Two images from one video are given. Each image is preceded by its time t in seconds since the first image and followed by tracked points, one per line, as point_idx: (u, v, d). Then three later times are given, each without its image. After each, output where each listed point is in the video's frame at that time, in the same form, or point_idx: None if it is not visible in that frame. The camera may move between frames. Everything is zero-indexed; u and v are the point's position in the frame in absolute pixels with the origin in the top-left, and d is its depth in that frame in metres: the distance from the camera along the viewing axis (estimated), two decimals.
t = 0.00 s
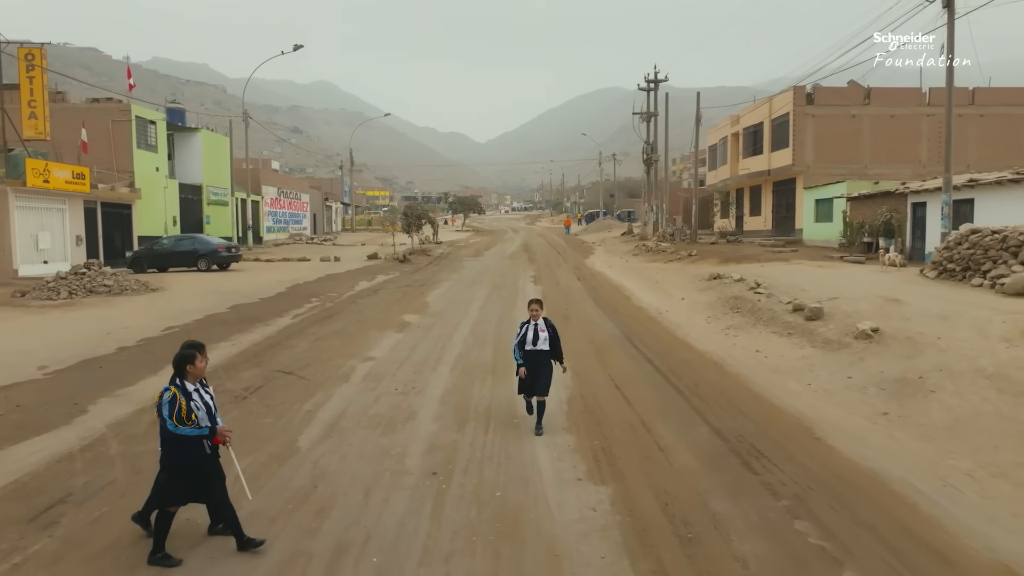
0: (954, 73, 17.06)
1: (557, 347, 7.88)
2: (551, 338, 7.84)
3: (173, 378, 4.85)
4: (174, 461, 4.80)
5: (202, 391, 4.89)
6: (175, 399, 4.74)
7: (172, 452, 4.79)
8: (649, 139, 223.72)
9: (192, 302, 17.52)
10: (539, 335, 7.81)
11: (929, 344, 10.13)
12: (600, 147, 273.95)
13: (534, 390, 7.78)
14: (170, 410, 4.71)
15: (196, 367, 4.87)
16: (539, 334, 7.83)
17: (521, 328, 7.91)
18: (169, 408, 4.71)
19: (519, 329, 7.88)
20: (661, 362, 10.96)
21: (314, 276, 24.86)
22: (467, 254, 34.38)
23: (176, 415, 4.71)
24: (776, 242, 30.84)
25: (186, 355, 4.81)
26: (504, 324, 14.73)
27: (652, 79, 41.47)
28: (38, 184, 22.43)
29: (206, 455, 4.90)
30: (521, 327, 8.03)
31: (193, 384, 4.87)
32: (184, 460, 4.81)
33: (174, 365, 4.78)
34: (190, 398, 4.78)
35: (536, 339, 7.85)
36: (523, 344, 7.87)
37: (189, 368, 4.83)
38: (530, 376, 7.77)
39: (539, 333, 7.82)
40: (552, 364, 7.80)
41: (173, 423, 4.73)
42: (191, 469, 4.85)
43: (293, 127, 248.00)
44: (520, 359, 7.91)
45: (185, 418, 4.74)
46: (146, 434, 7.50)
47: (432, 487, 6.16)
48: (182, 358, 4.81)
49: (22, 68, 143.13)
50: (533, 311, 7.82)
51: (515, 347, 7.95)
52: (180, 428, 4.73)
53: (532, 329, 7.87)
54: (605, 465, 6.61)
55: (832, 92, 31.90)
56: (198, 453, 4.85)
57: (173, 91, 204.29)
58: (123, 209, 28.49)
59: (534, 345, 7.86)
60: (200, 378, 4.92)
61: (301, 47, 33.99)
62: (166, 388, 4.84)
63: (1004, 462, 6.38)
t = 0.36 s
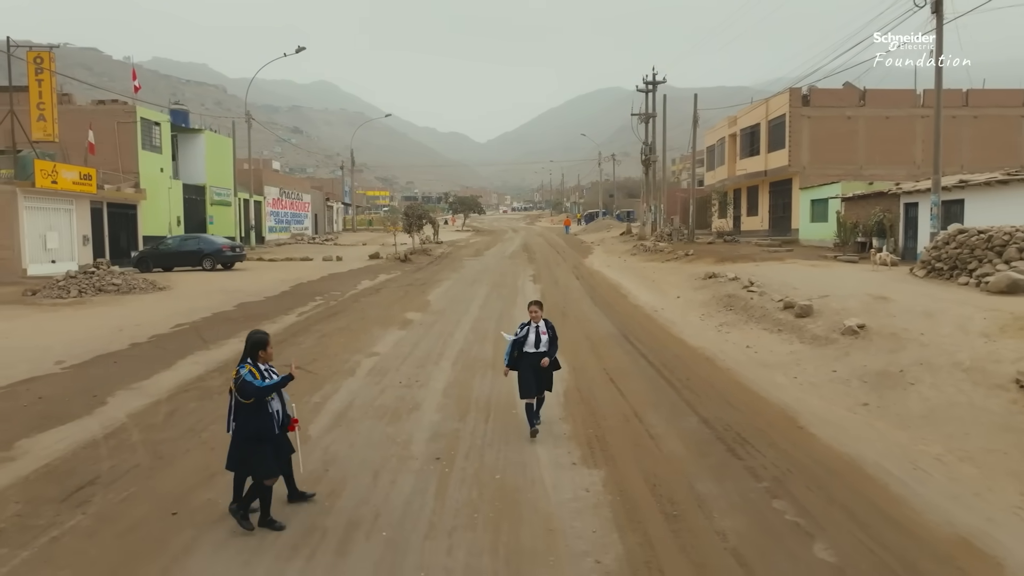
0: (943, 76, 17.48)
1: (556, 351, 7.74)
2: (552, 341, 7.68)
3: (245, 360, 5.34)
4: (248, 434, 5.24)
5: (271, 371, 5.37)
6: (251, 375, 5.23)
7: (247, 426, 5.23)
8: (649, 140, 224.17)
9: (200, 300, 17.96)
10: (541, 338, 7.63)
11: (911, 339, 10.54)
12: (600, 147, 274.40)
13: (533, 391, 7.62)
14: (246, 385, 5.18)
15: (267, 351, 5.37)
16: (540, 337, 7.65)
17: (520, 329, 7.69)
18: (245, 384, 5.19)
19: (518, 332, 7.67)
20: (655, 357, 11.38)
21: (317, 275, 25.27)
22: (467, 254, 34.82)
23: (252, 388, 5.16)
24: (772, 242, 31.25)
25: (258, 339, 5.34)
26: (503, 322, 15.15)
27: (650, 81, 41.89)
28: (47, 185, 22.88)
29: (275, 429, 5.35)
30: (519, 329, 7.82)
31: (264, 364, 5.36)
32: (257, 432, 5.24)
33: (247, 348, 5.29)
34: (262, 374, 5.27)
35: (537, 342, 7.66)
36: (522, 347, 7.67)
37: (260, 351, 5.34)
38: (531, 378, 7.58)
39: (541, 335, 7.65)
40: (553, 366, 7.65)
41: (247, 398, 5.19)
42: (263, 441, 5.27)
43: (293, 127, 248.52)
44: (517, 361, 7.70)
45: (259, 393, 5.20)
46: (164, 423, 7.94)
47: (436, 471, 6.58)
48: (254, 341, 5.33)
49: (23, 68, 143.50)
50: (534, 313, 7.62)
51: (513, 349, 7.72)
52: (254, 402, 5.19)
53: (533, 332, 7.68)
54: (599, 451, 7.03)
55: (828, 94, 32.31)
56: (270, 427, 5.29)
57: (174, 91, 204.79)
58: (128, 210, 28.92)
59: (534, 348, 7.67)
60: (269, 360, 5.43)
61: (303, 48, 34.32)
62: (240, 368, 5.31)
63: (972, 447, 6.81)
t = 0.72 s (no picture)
0: (932, 80, 17.91)
1: (556, 348, 7.85)
2: (551, 338, 7.79)
3: (294, 357, 5.69)
4: (304, 427, 5.62)
5: (319, 366, 5.74)
6: (303, 372, 5.59)
7: (302, 419, 5.62)
8: (649, 140, 224.62)
9: (206, 299, 18.38)
10: (541, 336, 7.71)
11: (895, 335, 10.96)
12: (600, 147, 274.82)
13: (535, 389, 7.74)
14: (301, 383, 5.54)
15: (313, 348, 5.73)
16: (540, 335, 7.73)
17: (520, 328, 7.76)
18: (299, 382, 5.54)
19: (518, 330, 7.74)
20: (649, 353, 11.80)
21: (320, 275, 25.69)
22: (467, 254, 35.22)
23: (307, 386, 5.54)
24: (768, 242, 31.67)
25: (305, 338, 5.68)
26: (503, 319, 15.55)
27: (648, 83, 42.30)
28: (55, 186, 23.29)
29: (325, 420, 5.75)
30: (518, 326, 7.89)
31: (312, 361, 5.72)
32: (312, 425, 5.63)
33: (296, 347, 5.63)
34: (313, 370, 5.64)
35: (537, 340, 7.75)
36: (522, 345, 7.75)
37: (307, 348, 5.68)
38: (532, 377, 7.69)
39: (541, 334, 7.73)
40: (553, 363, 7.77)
41: (301, 394, 5.57)
42: (317, 433, 5.66)
43: (293, 127, 248.97)
44: (517, 360, 7.80)
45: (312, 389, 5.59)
46: (181, 414, 8.35)
47: (439, 457, 6.99)
48: (300, 339, 5.67)
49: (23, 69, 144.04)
50: (534, 312, 7.69)
51: (513, 348, 7.80)
52: (308, 398, 5.57)
53: (533, 330, 7.76)
54: (592, 439, 7.46)
55: (824, 96, 32.74)
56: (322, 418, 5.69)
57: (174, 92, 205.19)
58: (133, 210, 29.34)
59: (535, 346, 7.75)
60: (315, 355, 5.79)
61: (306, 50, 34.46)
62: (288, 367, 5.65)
63: (944, 435, 7.23)
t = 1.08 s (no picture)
0: (922, 83, 18.33)
1: (561, 360, 7.69)
2: (556, 350, 7.65)
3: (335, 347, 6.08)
4: (336, 413, 6.02)
5: (356, 358, 6.05)
6: (336, 363, 5.95)
7: (334, 406, 6.02)
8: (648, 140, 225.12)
9: (212, 297, 18.79)
10: (544, 347, 7.58)
11: (881, 332, 11.36)
12: (600, 147, 275.28)
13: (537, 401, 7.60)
14: (332, 373, 5.91)
15: (351, 340, 6.03)
16: (544, 346, 7.60)
17: (524, 338, 7.65)
18: (332, 372, 5.92)
19: (522, 340, 7.63)
20: (644, 349, 12.22)
21: (322, 274, 26.10)
22: (468, 253, 35.64)
23: (336, 377, 5.90)
24: (765, 242, 32.08)
25: (342, 330, 6.01)
26: (503, 318, 15.95)
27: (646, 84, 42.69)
28: (62, 187, 23.71)
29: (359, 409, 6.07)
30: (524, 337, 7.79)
31: (349, 352, 6.05)
32: (344, 413, 6.01)
33: (333, 338, 6.00)
34: (346, 363, 5.97)
35: (540, 351, 7.62)
36: (527, 356, 7.63)
37: (343, 340, 6.02)
38: (534, 388, 7.55)
39: (545, 345, 7.60)
40: (557, 375, 7.61)
41: (333, 383, 5.95)
42: (348, 420, 6.03)
43: (294, 128, 249.44)
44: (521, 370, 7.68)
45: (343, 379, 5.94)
46: (195, 406, 8.76)
47: (441, 446, 7.39)
48: (339, 331, 6.03)
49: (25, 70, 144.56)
50: (539, 323, 7.52)
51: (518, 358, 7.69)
52: (340, 387, 5.93)
53: (537, 341, 7.64)
54: (586, 429, 7.86)
55: (820, 98, 33.15)
56: (355, 406, 6.03)
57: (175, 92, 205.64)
58: (138, 211, 29.74)
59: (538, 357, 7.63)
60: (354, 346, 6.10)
61: (307, 52, 34.76)
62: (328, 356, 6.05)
63: (920, 425, 7.63)
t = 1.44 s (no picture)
0: (913, 86, 18.73)
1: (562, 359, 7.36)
2: (558, 349, 7.30)
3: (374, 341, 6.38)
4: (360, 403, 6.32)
5: (388, 356, 6.27)
6: (368, 357, 6.23)
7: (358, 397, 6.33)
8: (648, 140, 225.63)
9: (217, 296, 19.19)
10: (546, 347, 7.22)
11: (868, 329, 11.74)
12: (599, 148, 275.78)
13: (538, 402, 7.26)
14: (359, 364, 6.22)
15: (385, 337, 6.26)
16: (546, 345, 7.24)
17: (525, 337, 7.27)
18: (361, 365, 6.21)
19: (523, 340, 7.24)
20: (638, 346, 12.62)
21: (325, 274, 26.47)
22: (468, 253, 36.03)
23: (359, 369, 6.20)
24: (761, 242, 32.48)
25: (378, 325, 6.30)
26: (502, 316, 16.33)
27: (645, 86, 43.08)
28: (69, 187, 24.13)
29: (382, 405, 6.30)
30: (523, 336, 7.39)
31: (384, 349, 6.30)
32: (367, 405, 6.28)
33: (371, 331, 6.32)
34: (375, 358, 6.23)
35: (542, 351, 7.26)
36: (527, 356, 7.26)
37: (378, 335, 6.29)
38: (536, 390, 7.21)
39: (547, 344, 7.23)
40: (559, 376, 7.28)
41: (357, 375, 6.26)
42: (368, 413, 6.30)
43: (294, 128, 249.85)
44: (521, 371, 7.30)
45: (371, 374, 6.22)
46: (207, 399, 9.16)
47: (443, 436, 7.78)
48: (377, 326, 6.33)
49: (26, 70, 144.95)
50: (540, 321, 7.19)
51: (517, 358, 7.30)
52: (367, 381, 6.21)
53: (539, 340, 7.25)
54: (581, 420, 8.26)
55: (816, 99, 33.55)
56: (381, 401, 6.28)
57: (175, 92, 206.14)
58: (143, 211, 30.15)
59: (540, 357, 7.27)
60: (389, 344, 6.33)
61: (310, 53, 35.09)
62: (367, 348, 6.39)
63: (898, 416, 8.02)
